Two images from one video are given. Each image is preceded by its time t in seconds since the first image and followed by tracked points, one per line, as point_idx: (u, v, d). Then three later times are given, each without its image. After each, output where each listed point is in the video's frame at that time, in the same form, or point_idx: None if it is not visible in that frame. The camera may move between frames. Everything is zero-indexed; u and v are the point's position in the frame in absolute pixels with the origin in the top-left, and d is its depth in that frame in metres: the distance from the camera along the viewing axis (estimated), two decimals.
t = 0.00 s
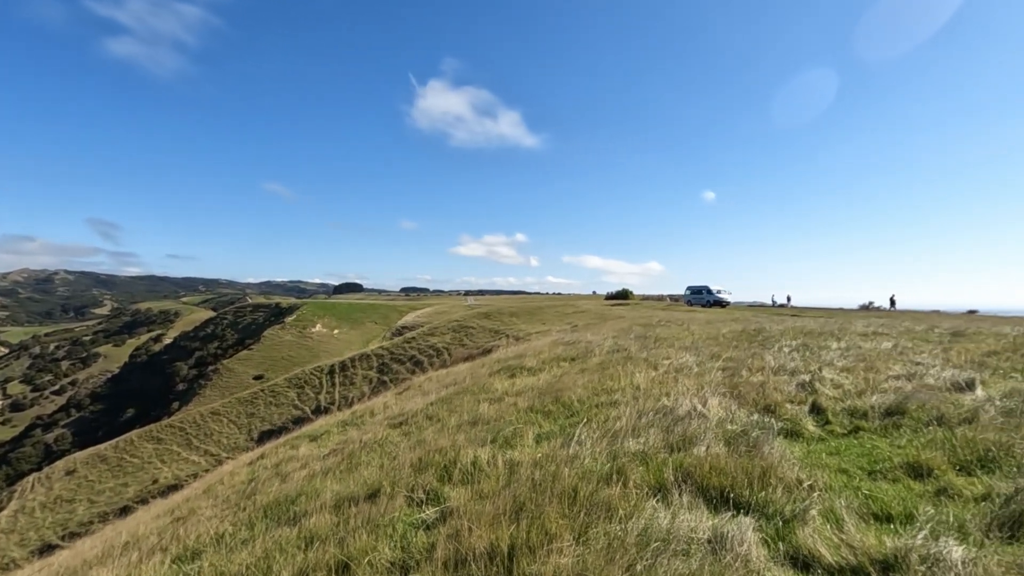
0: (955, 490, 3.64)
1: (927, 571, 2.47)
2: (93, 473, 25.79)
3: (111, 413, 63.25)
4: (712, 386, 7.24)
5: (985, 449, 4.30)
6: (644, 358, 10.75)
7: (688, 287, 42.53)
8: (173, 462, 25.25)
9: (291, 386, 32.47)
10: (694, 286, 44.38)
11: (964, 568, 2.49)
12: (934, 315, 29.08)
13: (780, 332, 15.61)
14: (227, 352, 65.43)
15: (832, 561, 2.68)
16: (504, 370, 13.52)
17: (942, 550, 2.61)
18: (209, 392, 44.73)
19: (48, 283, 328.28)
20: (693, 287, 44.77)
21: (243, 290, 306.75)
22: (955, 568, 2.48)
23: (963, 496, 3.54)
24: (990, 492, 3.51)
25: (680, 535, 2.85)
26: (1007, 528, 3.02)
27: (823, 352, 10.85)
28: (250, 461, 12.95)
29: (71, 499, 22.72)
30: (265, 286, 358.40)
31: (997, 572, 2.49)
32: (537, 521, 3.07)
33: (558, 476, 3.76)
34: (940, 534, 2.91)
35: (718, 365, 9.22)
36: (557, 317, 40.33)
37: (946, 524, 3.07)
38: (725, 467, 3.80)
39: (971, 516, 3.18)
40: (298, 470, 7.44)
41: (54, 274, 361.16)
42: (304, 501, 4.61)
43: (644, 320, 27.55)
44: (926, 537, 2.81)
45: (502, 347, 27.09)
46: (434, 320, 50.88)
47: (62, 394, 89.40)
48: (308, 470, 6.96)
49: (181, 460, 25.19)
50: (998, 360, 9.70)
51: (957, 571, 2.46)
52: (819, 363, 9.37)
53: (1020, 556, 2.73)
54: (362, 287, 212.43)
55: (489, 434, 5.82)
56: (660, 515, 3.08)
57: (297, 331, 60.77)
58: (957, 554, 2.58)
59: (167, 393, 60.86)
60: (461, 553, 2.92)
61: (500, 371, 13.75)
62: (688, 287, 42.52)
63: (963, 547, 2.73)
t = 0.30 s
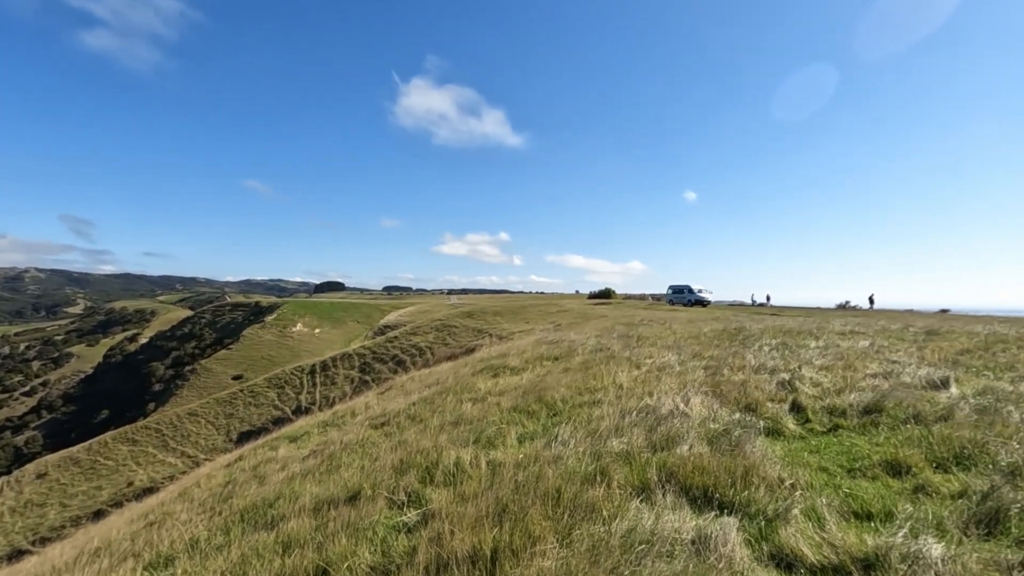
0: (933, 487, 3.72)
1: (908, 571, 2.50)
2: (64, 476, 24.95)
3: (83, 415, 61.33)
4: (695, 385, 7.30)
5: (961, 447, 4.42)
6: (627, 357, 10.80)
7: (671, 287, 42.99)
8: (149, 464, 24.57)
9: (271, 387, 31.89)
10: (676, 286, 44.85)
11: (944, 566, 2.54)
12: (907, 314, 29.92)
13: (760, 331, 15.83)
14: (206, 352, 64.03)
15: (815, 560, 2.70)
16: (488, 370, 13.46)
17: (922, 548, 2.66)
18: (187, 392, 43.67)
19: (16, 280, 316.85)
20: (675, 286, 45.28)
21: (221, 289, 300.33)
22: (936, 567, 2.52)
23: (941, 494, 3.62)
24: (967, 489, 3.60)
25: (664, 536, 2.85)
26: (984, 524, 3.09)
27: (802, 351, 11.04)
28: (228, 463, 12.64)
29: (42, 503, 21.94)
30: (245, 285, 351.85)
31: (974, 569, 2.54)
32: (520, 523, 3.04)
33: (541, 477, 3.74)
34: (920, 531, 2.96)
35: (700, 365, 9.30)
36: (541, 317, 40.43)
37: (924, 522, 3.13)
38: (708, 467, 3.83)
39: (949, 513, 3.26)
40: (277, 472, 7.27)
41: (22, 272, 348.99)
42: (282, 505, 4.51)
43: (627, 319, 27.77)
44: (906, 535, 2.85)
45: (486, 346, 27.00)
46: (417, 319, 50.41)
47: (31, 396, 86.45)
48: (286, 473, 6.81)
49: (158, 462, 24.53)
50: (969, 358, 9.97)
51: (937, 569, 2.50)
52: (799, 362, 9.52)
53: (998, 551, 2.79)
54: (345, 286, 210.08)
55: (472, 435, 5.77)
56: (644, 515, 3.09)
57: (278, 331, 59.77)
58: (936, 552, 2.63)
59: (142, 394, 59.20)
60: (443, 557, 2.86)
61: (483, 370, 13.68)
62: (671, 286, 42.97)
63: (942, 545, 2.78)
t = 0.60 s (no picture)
0: (926, 490, 3.76)
1: None
2: (46, 478, 24.42)
3: (65, 416, 60.11)
4: (685, 386, 7.31)
5: (953, 449, 4.46)
6: (617, 357, 10.82)
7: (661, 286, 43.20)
8: (133, 465, 24.13)
9: (258, 387, 31.50)
10: (665, 285, 45.11)
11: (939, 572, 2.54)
12: (892, 314, 30.40)
13: (749, 330, 15.94)
14: (192, 352, 63.12)
15: (811, 568, 2.69)
16: (478, 370, 13.39)
17: (919, 555, 2.65)
18: (172, 393, 43.00)
19: None
20: (664, 286, 45.55)
21: (208, 288, 296.30)
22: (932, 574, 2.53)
23: (934, 497, 3.65)
24: (960, 492, 3.63)
25: (657, 543, 2.82)
26: (978, 529, 3.12)
27: (791, 351, 11.14)
28: (213, 465, 12.41)
29: (23, 506, 21.43)
30: (232, 284, 347.53)
31: None
32: (510, 531, 3.00)
33: (532, 482, 3.70)
34: (914, 537, 2.97)
35: (691, 365, 9.34)
36: (531, 316, 40.44)
37: (918, 526, 3.14)
38: (701, 471, 3.82)
39: (942, 517, 3.28)
40: (262, 475, 7.15)
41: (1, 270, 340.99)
42: (267, 511, 4.42)
43: (616, 318, 27.89)
44: (900, 540, 2.86)
45: (476, 345, 26.92)
46: (407, 319, 50.11)
47: (11, 397, 84.55)
48: (271, 476, 6.69)
49: (142, 463, 24.10)
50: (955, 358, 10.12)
51: None
52: (788, 362, 9.59)
53: (992, 557, 2.81)
54: (334, 285, 208.47)
55: (461, 437, 5.70)
56: (636, 522, 3.06)
57: (265, 330, 59.13)
58: (932, 558, 2.63)
59: (126, 394, 58.14)
60: (431, 568, 2.80)
61: (473, 370, 13.62)
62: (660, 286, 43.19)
63: (938, 551, 2.79)
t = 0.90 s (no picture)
0: (921, 493, 3.74)
1: None
2: (41, 479, 24.26)
3: (59, 416, 59.73)
4: (679, 386, 7.31)
5: (948, 451, 4.45)
6: (612, 357, 10.81)
7: (657, 285, 43.26)
8: (128, 466, 24.00)
9: (254, 387, 31.38)
10: (662, 285, 45.19)
11: None
12: (887, 313, 30.53)
13: (744, 330, 15.95)
14: (187, 351, 62.86)
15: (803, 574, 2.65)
16: (473, 370, 13.38)
17: (912, 561, 2.62)
18: (167, 393, 42.79)
19: None
20: (660, 285, 45.60)
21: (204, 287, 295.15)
22: None
23: (929, 500, 3.64)
24: (954, 495, 3.62)
25: (648, 550, 2.78)
26: (974, 534, 3.10)
27: (786, 350, 11.17)
28: (208, 466, 12.32)
29: (17, 507, 21.27)
30: (228, 283, 346.24)
31: None
32: (498, 536, 2.97)
33: (522, 485, 3.66)
34: (908, 542, 2.95)
35: (685, 365, 9.33)
36: (527, 315, 40.43)
37: (912, 531, 3.12)
38: (693, 474, 3.80)
39: (937, 520, 3.27)
40: (253, 478, 7.10)
41: None
42: (254, 514, 4.38)
43: (612, 317, 27.91)
44: (895, 546, 2.83)
45: (471, 345, 26.88)
46: (403, 318, 50.02)
47: (5, 397, 84.07)
48: (262, 478, 6.63)
49: (138, 463, 23.97)
50: (950, 358, 10.13)
51: None
52: (783, 362, 9.61)
53: (987, 563, 2.79)
54: (330, 284, 207.92)
55: (453, 439, 5.67)
56: (627, 527, 3.03)
57: (261, 330, 58.93)
58: (926, 564, 2.61)
59: (121, 394, 57.84)
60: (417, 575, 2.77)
61: (468, 370, 13.61)
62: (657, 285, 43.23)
63: (932, 557, 2.77)
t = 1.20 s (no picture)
0: (929, 497, 3.69)
1: None
2: (49, 476, 24.48)
3: (68, 414, 60.29)
4: (683, 386, 7.25)
5: (957, 453, 4.39)
6: (615, 357, 10.76)
7: (662, 283, 43.06)
8: (135, 463, 24.17)
9: (259, 385, 31.53)
10: (667, 282, 44.97)
11: None
12: (894, 312, 30.24)
13: (750, 329, 15.81)
14: (193, 350, 63.22)
15: None
16: (475, 368, 13.37)
17: (920, 568, 2.58)
18: (174, 391, 43.08)
19: None
20: (665, 282, 45.38)
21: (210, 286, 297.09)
22: None
23: (937, 504, 3.58)
24: (964, 500, 3.56)
25: (647, 556, 2.75)
26: (983, 540, 3.05)
27: (791, 349, 11.08)
28: (211, 464, 12.34)
29: (25, 504, 21.46)
30: (234, 282, 348.45)
31: None
32: (496, 540, 2.95)
33: (521, 487, 3.64)
34: (917, 548, 2.90)
35: (689, 364, 9.24)
36: (531, 313, 40.40)
37: (923, 537, 3.06)
38: (695, 476, 3.76)
39: (946, 526, 3.22)
40: (254, 477, 7.11)
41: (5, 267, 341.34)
42: (252, 515, 4.38)
43: (616, 316, 27.84)
44: (903, 552, 2.79)
45: (475, 343, 26.90)
46: (408, 317, 50.10)
47: (15, 395, 85.00)
48: (262, 478, 6.62)
49: (145, 461, 24.14)
50: (959, 357, 10.00)
51: None
52: (788, 361, 9.54)
53: (998, 571, 2.73)
54: (334, 283, 208.68)
55: (454, 439, 5.65)
56: (626, 530, 3.00)
57: (266, 328, 59.22)
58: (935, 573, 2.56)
59: (129, 392, 58.29)
60: None
61: (471, 369, 13.60)
62: (662, 283, 43.04)
63: (941, 564, 2.71)
